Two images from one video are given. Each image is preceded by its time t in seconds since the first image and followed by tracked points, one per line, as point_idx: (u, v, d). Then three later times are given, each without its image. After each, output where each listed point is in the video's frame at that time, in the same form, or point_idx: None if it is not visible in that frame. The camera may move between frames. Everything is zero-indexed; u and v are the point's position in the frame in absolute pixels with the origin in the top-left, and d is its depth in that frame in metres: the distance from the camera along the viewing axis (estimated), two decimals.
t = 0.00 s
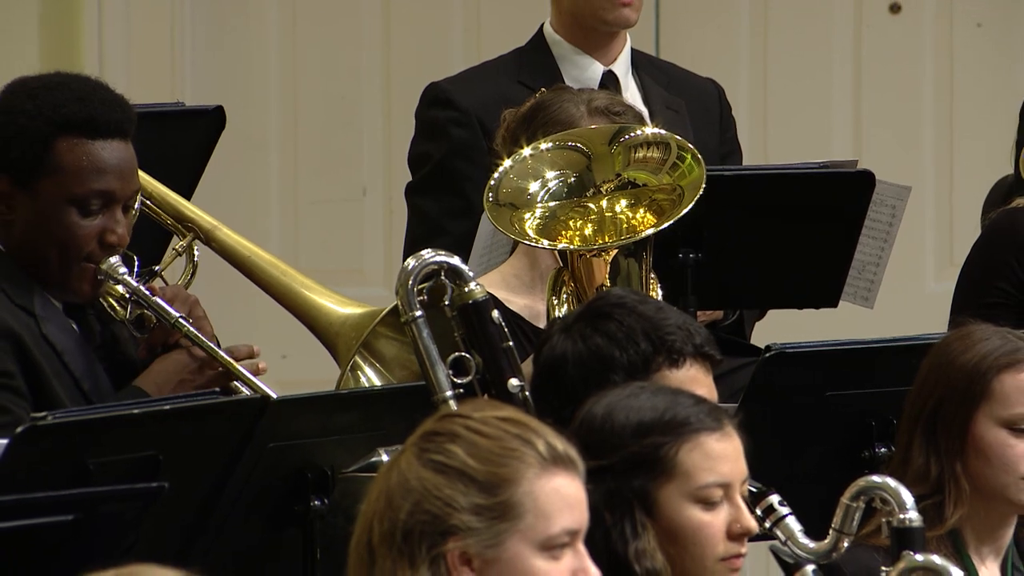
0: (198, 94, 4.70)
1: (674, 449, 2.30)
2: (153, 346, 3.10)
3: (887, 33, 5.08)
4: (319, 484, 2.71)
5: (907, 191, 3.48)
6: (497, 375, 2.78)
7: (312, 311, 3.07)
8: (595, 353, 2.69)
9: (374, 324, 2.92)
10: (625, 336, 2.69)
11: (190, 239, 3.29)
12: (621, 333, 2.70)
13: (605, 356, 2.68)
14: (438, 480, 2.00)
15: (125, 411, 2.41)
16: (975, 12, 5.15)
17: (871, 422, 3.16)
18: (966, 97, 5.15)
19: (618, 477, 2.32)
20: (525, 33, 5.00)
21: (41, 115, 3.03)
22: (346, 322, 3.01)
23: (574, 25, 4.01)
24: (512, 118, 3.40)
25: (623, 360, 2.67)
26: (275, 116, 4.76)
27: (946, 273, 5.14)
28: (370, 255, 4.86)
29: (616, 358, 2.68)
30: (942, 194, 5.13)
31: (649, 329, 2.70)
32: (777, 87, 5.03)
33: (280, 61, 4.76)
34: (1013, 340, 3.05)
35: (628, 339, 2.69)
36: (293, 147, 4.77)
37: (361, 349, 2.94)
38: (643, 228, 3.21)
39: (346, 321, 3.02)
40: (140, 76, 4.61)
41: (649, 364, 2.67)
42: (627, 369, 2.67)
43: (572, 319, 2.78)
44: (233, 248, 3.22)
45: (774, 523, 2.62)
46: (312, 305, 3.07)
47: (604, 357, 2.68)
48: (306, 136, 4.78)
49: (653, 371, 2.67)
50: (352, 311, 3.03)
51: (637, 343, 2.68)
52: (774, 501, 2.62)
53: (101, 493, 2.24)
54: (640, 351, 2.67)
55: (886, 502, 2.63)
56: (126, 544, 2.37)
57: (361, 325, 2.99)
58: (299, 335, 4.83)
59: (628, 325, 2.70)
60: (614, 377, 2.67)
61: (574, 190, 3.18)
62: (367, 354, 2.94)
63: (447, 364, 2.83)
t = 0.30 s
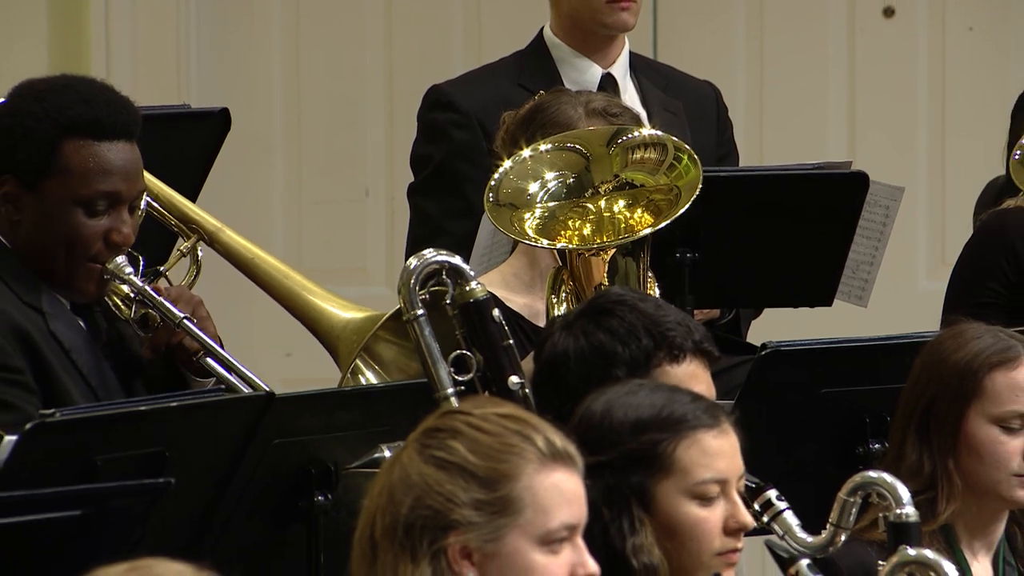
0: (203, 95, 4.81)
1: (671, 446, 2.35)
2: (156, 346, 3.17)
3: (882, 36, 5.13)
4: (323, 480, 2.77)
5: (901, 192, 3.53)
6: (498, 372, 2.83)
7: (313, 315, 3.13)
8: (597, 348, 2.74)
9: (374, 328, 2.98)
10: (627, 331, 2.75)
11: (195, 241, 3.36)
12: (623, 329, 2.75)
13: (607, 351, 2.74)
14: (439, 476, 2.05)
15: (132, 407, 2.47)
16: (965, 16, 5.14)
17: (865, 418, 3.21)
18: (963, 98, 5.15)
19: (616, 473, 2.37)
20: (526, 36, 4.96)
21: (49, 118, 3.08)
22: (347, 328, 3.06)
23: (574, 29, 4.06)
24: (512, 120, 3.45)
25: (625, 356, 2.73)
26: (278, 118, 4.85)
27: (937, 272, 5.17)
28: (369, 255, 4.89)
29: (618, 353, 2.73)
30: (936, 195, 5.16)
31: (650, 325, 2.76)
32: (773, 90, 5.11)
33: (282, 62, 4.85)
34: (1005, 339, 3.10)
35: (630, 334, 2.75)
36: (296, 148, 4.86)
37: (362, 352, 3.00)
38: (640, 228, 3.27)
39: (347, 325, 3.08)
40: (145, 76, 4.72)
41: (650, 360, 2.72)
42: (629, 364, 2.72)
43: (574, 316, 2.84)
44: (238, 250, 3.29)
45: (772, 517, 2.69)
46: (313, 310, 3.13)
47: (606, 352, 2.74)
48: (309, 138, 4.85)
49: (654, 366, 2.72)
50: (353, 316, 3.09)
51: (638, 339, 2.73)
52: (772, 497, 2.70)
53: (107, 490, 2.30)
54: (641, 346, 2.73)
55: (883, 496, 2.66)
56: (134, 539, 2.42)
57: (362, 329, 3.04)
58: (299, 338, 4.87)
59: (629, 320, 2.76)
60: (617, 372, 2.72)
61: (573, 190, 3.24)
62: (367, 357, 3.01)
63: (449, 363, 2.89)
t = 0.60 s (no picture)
0: (208, 96, 4.84)
1: (666, 441, 2.41)
2: (163, 343, 3.21)
3: (875, 41, 5.20)
4: (325, 477, 2.83)
5: (895, 193, 3.58)
6: (498, 370, 2.89)
7: (317, 315, 3.18)
8: (598, 344, 2.79)
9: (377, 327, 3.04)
10: (627, 327, 2.80)
11: (200, 241, 3.41)
12: (622, 325, 2.81)
13: (607, 347, 2.79)
14: (441, 470, 2.10)
15: (138, 404, 2.53)
16: (958, 20, 5.22)
17: (859, 415, 3.26)
18: (955, 99, 5.23)
19: (611, 469, 2.42)
20: (526, 38, 5.04)
21: (60, 120, 3.13)
22: (350, 327, 3.10)
23: (574, 32, 4.12)
24: (512, 121, 3.50)
25: (624, 351, 2.78)
26: (282, 119, 4.90)
27: (930, 271, 5.24)
28: (371, 255, 4.96)
29: (618, 349, 2.78)
30: (927, 195, 5.23)
31: (648, 321, 2.81)
32: (769, 91, 5.15)
33: (285, 64, 4.90)
34: (997, 337, 3.15)
35: (629, 330, 2.80)
36: (300, 149, 4.91)
37: (365, 351, 3.06)
38: (639, 228, 3.33)
39: (351, 324, 3.11)
40: (152, 77, 4.75)
41: (649, 355, 2.78)
42: (629, 359, 2.77)
43: (573, 314, 2.89)
44: (242, 250, 3.34)
45: (769, 513, 2.70)
46: (319, 311, 3.18)
47: (606, 348, 2.79)
48: (313, 139, 4.91)
49: (653, 361, 2.77)
50: (355, 316, 3.12)
51: (637, 335, 2.79)
52: (769, 491, 2.70)
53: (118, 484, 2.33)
54: (641, 342, 2.78)
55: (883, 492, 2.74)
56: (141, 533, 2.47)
57: (365, 329, 3.08)
58: (303, 338, 4.95)
59: (629, 316, 2.81)
60: (617, 366, 2.77)
61: (573, 190, 3.29)
62: (370, 356, 3.07)
63: (449, 361, 2.94)
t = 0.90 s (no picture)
0: (213, 96, 4.90)
1: (658, 434, 2.46)
2: (174, 341, 3.26)
3: (869, 42, 5.27)
4: (329, 471, 2.88)
5: (889, 192, 3.65)
6: (499, 366, 2.94)
7: (326, 313, 3.23)
8: (599, 340, 2.85)
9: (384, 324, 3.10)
10: (627, 323, 2.86)
11: (212, 239, 3.47)
12: (622, 321, 2.86)
13: (608, 343, 2.84)
14: (440, 466, 2.15)
15: (145, 401, 2.58)
16: (952, 21, 5.31)
17: (854, 411, 3.31)
18: (947, 99, 5.31)
19: (605, 463, 2.48)
20: (526, 40, 5.14)
21: (72, 120, 3.19)
22: (358, 323, 3.17)
23: (574, 34, 4.17)
24: (513, 122, 3.56)
25: (624, 347, 2.84)
26: (287, 120, 4.96)
27: (925, 268, 5.31)
28: (375, 254, 5.04)
29: (618, 344, 2.84)
30: (922, 194, 5.31)
31: (648, 318, 2.86)
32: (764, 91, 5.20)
33: (290, 64, 4.96)
34: (990, 334, 3.18)
35: (630, 326, 2.85)
36: (305, 149, 4.97)
37: (372, 348, 3.11)
38: (638, 226, 3.37)
39: (359, 320, 3.18)
40: (159, 76, 4.81)
41: (649, 351, 2.83)
42: (629, 355, 2.83)
43: (573, 311, 2.95)
44: (253, 248, 3.39)
45: (770, 506, 2.75)
46: (327, 308, 3.23)
47: (606, 344, 2.84)
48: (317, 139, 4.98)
49: (653, 356, 2.83)
50: (363, 312, 3.19)
51: (637, 331, 2.84)
52: (770, 485, 2.75)
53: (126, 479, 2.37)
54: (641, 338, 2.83)
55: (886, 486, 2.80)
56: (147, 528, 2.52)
57: (372, 325, 3.15)
58: (309, 335, 5.02)
59: (628, 313, 2.87)
60: (618, 362, 2.83)
61: (573, 190, 3.34)
62: (378, 352, 3.12)
63: (451, 357, 2.99)
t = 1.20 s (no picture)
0: (219, 97, 4.96)
1: (644, 423, 2.52)
2: (179, 335, 3.28)
3: (864, 44, 5.33)
4: (331, 466, 2.94)
5: (883, 191, 3.68)
6: (500, 362, 2.99)
7: (329, 306, 3.27)
8: (600, 336, 2.90)
9: (386, 317, 3.16)
10: (627, 319, 2.90)
11: (215, 235, 3.51)
12: (623, 316, 2.91)
13: (608, 338, 2.89)
14: (437, 457, 2.21)
15: (151, 396, 2.65)
16: (946, 22, 5.37)
17: (850, 406, 3.37)
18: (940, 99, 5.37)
19: (596, 453, 2.54)
20: (528, 41, 5.20)
21: (75, 120, 3.25)
22: (359, 316, 3.21)
23: (575, 37, 4.23)
24: (515, 122, 3.62)
25: (624, 342, 2.89)
26: (292, 121, 5.03)
27: (919, 267, 5.38)
28: (377, 252, 5.11)
29: (619, 340, 2.89)
30: (916, 192, 5.37)
31: (648, 313, 2.92)
32: (763, 92, 5.26)
33: (295, 67, 5.02)
34: (982, 329, 3.24)
35: (630, 322, 2.90)
36: (310, 150, 5.04)
37: (375, 339, 3.17)
38: (637, 224, 3.43)
39: (360, 314, 3.22)
40: (167, 77, 4.85)
41: (649, 345, 2.89)
42: (629, 350, 2.88)
43: (574, 306, 3.00)
44: (255, 243, 3.44)
45: (769, 500, 2.79)
46: (329, 300, 3.28)
47: (607, 339, 2.89)
48: (321, 139, 5.04)
49: (653, 351, 2.89)
50: (365, 305, 3.23)
51: (637, 327, 2.90)
52: (768, 479, 2.79)
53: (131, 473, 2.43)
54: (641, 333, 2.89)
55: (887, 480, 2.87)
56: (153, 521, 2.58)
57: (374, 318, 3.19)
58: (313, 331, 5.08)
59: (629, 309, 2.91)
60: (618, 357, 2.88)
61: (573, 189, 3.38)
62: (380, 344, 3.18)
63: (452, 353, 3.05)
